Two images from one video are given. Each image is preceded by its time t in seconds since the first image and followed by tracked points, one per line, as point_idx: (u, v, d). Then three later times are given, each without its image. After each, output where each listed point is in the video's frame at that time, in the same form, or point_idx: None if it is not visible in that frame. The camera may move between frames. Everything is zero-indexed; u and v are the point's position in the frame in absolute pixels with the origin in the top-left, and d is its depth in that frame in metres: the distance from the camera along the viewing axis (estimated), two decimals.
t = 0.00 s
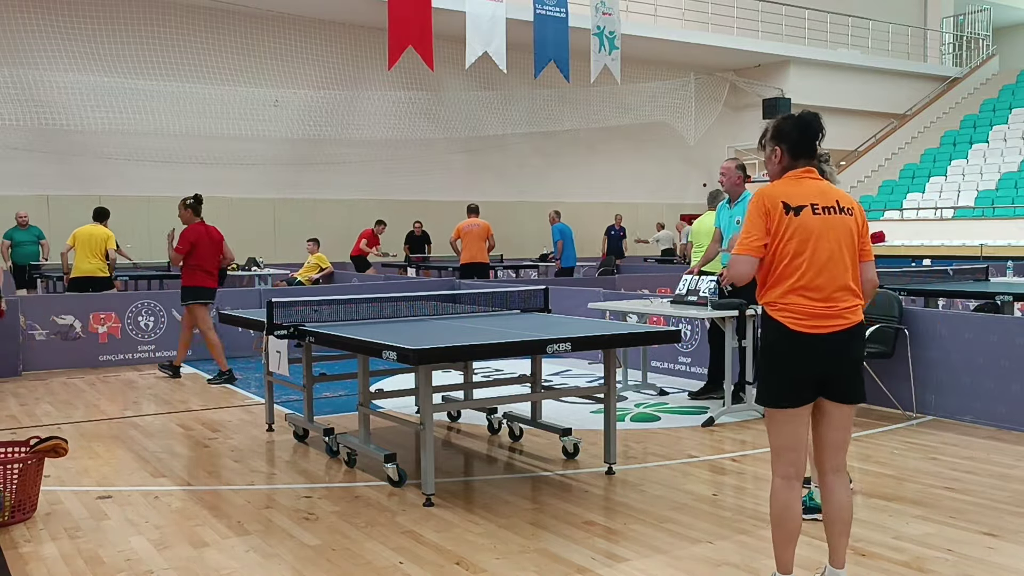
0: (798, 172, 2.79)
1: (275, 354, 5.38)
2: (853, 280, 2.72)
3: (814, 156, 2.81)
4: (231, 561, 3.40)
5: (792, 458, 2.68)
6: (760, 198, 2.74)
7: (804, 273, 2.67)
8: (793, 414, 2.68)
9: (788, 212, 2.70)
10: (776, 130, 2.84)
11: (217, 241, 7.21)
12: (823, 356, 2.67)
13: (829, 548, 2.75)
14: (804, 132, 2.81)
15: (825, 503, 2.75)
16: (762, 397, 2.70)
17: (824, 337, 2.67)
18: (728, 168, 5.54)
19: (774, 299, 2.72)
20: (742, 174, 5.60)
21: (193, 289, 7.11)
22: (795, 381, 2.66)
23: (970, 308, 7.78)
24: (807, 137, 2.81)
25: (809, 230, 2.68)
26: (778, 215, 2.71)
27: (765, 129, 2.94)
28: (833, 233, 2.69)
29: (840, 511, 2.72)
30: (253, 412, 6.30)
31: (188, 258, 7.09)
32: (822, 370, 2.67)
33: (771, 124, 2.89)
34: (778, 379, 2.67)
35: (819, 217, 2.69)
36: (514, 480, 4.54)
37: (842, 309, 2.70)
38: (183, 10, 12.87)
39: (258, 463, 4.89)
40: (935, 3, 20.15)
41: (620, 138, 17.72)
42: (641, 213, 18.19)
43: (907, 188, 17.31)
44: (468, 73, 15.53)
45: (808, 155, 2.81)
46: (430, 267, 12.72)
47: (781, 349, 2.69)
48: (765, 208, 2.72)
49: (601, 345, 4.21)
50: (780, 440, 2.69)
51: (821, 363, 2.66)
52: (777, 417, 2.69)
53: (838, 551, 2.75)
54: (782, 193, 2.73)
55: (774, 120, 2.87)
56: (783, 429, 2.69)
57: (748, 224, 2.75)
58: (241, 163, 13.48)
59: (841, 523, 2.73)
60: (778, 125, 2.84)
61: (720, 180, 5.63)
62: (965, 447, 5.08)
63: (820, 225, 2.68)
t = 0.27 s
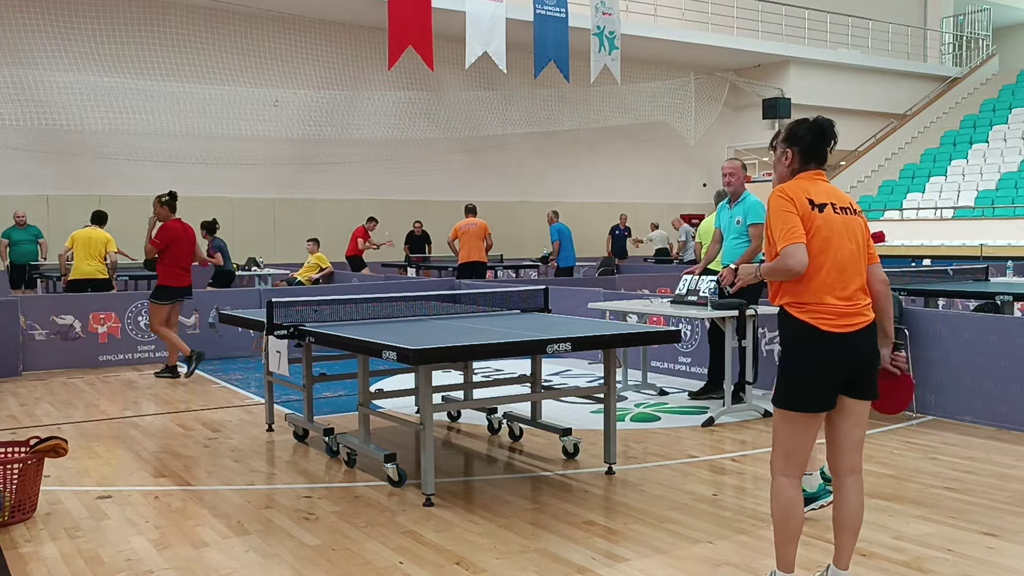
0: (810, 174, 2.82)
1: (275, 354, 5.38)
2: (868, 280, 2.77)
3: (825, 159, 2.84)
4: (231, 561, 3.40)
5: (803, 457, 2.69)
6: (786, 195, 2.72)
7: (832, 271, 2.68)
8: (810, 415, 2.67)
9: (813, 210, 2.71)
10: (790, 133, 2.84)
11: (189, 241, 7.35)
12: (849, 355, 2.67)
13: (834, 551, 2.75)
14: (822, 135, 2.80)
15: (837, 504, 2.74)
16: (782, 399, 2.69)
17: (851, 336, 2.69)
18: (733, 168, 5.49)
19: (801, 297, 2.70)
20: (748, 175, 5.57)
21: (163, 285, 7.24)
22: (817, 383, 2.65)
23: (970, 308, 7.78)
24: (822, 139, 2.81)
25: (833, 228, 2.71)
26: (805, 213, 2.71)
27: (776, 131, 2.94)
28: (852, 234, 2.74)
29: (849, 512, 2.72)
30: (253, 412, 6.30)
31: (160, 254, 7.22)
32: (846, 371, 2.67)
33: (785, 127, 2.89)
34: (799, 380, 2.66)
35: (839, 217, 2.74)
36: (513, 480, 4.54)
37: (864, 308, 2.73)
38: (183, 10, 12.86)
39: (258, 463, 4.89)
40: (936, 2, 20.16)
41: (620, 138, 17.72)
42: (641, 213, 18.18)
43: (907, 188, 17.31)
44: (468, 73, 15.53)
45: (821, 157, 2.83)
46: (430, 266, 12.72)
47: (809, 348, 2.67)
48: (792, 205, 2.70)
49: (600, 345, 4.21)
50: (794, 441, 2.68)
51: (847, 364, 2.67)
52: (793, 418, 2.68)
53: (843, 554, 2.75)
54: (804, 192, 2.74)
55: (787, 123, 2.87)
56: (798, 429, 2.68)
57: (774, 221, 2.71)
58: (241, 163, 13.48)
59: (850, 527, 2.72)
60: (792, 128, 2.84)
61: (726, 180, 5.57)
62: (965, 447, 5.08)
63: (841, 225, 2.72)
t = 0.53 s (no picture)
0: (811, 172, 2.82)
1: (275, 354, 5.38)
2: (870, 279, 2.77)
3: (825, 157, 2.83)
4: (231, 561, 3.40)
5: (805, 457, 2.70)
6: (785, 197, 2.71)
7: (833, 272, 2.68)
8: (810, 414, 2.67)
9: (813, 211, 2.70)
10: (789, 131, 2.83)
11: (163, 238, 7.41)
12: (852, 356, 2.68)
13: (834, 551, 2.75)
14: (820, 133, 2.79)
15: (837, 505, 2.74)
16: (785, 398, 2.69)
17: (852, 336, 2.69)
18: (733, 169, 5.48)
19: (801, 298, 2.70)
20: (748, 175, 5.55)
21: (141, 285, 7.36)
22: (819, 383, 2.66)
23: (970, 308, 7.79)
24: (822, 138, 2.80)
25: (834, 229, 2.71)
26: (804, 214, 2.70)
27: (775, 129, 2.92)
28: (853, 233, 2.73)
29: (851, 512, 2.72)
30: (253, 412, 6.30)
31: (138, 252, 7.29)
32: (848, 371, 2.68)
33: (784, 124, 2.88)
34: (800, 379, 2.67)
35: (840, 217, 2.73)
36: (513, 480, 4.54)
37: (865, 308, 2.73)
38: (183, 10, 12.86)
39: (258, 463, 4.89)
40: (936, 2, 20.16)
41: (620, 138, 17.73)
42: (641, 213, 18.18)
43: (907, 188, 17.31)
44: (468, 73, 15.54)
45: (821, 156, 2.82)
46: (430, 266, 12.72)
47: (811, 349, 2.67)
48: (791, 206, 2.69)
49: (601, 345, 4.22)
50: (797, 441, 2.69)
51: (848, 363, 2.67)
52: (797, 419, 2.68)
53: (843, 554, 2.75)
54: (803, 193, 2.73)
55: (786, 121, 2.86)
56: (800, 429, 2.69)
57: (773, 224, 2.70)
58: (241, 163, 13.48)
59: (850, 527, 2.72)
60: (791, 127, 2.83)
61: (726, 180, 5.55)
62: (965, 447, 5.09)
63: (842, 225, 2.71)
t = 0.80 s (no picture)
0: (795, 176, 2.81)
1: (275, 354, 5.38)
2: (858, 280, 2.76)
3: (807, 160, 2.83)
4: (231, 561, 3.40)
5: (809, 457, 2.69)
6: (769, 203, 2.70)
7: (818, 276, 2.68)
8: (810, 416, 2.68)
9: (798, 216, 2.69)
10: (771, 135, 2.84)
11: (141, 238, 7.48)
12: (839, 359, 2.69)
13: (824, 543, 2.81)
14: (799, 136, 2.81)
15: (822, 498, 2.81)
16: (788, 401, 2.67)
17: (839, 338, 2.70)
18: (731, 169, 5.49)
19: (788, 303, 2.71)
20: (746, 175, 5.56)
21: (114, 283, 7.39)
22: (817, 383, 2.66)
23: (970, 308, 7.79)
24: (802, 140, 2.82)
25: (819, 233, 2.69)
26: (788, 220, 2.69)
27: (758, 132, 2.95)
28: (839, 236, 2.72)
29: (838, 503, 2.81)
30: (253, 412, 6.30)
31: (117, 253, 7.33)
32: (838, 371, 2.70)
33: (765, 128, 2.89)
34: (800, 382, 2.66)
35: (826, 219, 2.71)
36: (513, 480, 4.54)
37: (853, 309, 2.73)
38: (182, 9, 12.86)
39: (258, 463, 4.89)
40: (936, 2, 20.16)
41: (620, 138, 17.73)
42: (641, 212, 18.18)
43: (907, 188, 17.31)
44: (468, 73, 15.54)
45: (803, 159, 2.82)
46: (429, 266, 12.71)
47: (798, 352, 2.69)
48: (774, 214, 2.69)
49: (601, 345, 4.21)
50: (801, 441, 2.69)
51: (836, 364, 2.69)
52: (800, 421, 2.68)
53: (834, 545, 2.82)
54: (788, 198, 2.72)
55: (767, 124, 2.87)
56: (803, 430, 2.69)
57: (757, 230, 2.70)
58: (241, 163, 13.48)
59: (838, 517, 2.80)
60: (773, 130, 2.83)
61: (724, 179, 5.58)
62: (965, 447, 5.08)
63: (827, 228, 2.70)
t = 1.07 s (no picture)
0: (779, 180, 2.86)
1: (275, 354, 5.38)
2: (842, 280, 2.81)
3: (790, 164, 2.87)
4: (231, 561, 3.40)
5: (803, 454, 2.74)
6: (752, 207, 2.74)
7: (803, 278, 2.73)
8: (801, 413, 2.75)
9: (781, 219, 2.73)
10: (755, 140, 2.88)
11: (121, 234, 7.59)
12: (826, 358, 2.75)
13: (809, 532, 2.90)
14: (783, 139, 2.84)
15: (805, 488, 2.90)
16: (780, 400, 2.73)
17: (824, 339, 2.75)
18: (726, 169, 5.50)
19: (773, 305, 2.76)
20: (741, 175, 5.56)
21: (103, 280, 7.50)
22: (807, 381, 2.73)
23: (970, 308, 7.79)
24: (786, 145, 2.85)
25: (802, 235, 2.74)
26: (772, 223, 2.73)
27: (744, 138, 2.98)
28: (822, 237, 2.76)
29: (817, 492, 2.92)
30: (253, 412, 6.30)
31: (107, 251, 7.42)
32: (824, 370, 2.76)
33: (750, 133, 2.93)
34: (790, 381, 2.72)
35: (809, 222, 2.76)
36: (513, 480, 4.54)
37: (837, 309, 2.78)
38: (182, 9, 12.86)
39: (258, 464, 4.89)
40: (936, 2, 20.16)
41: (620, 138, 17.73)
42: (641, 213, 18.19)
43: (907, 188, 17.31)
44: (468, 73, 15.54)
45: (787, 161, 2.86)
46: (430, 266, 12.71)
47: (785, 353, 2.74)
48: (758, 219, 2.73)
49: (601, 345, 4.21)
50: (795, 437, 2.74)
51: (822, 363, 2.74)
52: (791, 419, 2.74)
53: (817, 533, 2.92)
54: (771, 202, 2.76)
55: (752, 130, 2.90)
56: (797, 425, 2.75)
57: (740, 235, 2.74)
58: (241, 163, 13.48)
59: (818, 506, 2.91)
60: (757, 135, 2.87)
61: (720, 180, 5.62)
62: (965, 447, 5.09)
63: (811, 230, 2.75)
